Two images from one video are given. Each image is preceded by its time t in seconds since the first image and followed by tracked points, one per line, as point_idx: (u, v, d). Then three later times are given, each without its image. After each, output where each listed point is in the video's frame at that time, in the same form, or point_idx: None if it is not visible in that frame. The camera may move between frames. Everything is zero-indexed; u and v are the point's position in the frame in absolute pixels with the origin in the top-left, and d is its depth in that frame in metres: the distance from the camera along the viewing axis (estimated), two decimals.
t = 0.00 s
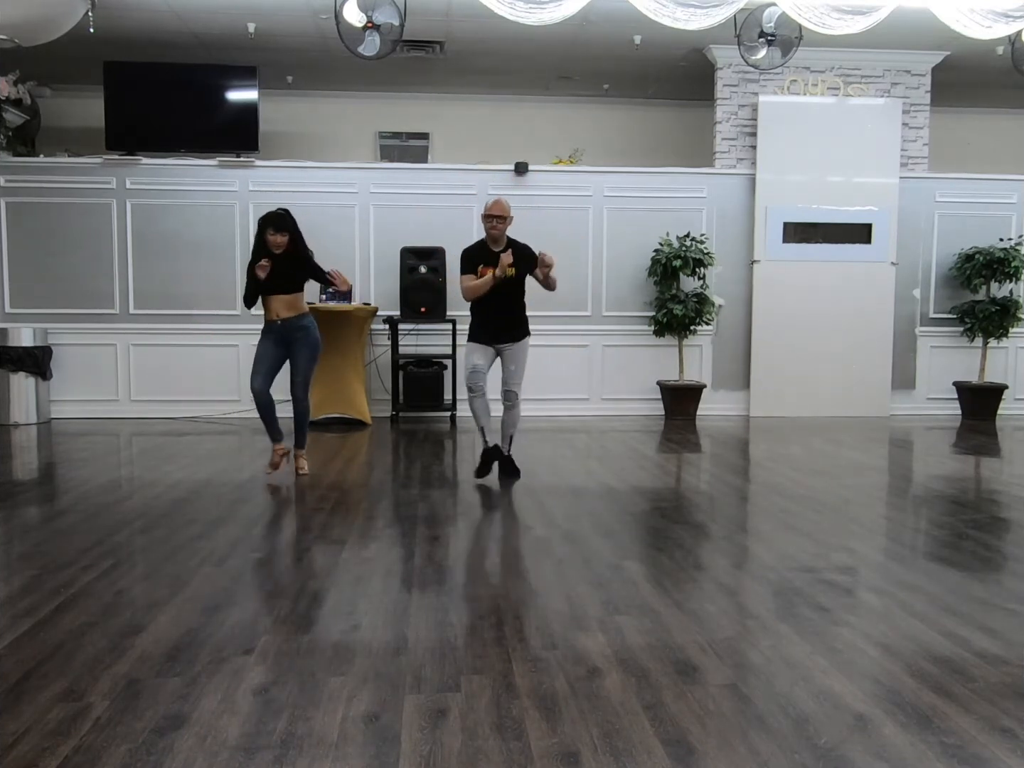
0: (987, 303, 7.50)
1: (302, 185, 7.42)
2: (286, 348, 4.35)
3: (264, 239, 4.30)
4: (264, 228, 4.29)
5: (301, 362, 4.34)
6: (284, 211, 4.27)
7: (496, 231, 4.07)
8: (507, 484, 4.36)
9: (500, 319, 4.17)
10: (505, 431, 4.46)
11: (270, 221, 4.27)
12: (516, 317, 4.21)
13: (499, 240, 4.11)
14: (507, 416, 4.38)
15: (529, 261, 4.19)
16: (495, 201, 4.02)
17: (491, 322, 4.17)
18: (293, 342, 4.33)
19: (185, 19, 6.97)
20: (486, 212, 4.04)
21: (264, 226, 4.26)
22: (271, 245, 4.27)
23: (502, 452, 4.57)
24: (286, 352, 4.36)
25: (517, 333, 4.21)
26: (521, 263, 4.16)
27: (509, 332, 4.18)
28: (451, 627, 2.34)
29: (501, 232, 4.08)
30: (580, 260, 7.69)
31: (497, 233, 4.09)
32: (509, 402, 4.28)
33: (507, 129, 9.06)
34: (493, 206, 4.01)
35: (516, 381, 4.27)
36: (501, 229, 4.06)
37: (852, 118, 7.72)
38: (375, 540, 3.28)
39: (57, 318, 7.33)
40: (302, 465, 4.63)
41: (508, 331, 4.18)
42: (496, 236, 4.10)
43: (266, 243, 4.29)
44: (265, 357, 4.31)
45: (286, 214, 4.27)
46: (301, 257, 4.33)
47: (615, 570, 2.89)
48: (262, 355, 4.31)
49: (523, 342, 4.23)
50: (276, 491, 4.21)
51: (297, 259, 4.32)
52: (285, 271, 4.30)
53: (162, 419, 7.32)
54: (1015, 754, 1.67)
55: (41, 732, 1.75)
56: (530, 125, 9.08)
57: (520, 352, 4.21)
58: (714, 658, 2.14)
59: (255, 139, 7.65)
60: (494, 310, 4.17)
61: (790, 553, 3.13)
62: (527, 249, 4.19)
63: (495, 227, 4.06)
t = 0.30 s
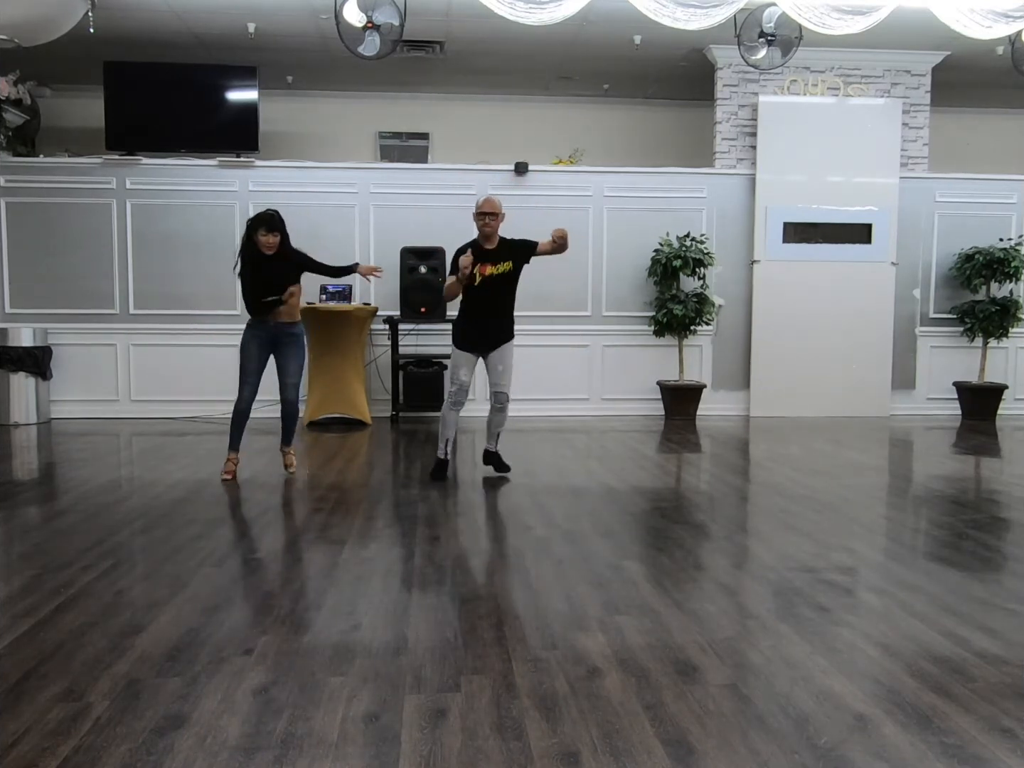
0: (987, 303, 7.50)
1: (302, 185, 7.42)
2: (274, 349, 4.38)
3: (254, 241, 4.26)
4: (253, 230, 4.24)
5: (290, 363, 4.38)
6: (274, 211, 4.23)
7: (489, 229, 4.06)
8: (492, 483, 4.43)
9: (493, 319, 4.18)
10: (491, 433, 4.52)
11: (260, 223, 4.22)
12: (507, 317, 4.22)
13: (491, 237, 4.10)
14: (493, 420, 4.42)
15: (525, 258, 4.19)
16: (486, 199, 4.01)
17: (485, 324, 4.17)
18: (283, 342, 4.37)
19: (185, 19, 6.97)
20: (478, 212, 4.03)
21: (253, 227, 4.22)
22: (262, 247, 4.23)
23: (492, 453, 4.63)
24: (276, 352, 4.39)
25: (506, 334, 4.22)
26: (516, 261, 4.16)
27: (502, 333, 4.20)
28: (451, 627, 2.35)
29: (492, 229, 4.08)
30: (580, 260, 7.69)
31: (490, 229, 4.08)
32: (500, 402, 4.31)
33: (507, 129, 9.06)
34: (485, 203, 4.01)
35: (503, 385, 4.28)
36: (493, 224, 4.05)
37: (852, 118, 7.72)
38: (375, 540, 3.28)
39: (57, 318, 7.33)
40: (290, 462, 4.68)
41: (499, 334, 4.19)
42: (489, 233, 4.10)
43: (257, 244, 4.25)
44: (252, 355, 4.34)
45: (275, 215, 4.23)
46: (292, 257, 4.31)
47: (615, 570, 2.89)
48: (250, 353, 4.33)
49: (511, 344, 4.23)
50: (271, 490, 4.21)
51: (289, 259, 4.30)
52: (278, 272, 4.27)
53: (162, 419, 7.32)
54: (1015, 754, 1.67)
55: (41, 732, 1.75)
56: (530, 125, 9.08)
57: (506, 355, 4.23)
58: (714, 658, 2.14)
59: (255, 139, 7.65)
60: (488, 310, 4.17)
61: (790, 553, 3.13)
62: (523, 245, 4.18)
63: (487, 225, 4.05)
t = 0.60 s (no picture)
0: (987, 303, 7.50)
1: (302, 185, 7.42)
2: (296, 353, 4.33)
3: (275, 238, 4.28)
4: (275, 227, 4.25)
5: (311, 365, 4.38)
6: (297, 210, 4.24)
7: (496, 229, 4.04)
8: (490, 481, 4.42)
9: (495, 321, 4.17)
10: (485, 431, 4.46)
11: (282, 220, 4.23)
12: (511, 319, 4.21)
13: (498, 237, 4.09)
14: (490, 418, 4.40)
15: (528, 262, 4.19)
16: (495, 199, 3.99)
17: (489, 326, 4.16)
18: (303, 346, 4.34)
19: (185, 19, 6.97)
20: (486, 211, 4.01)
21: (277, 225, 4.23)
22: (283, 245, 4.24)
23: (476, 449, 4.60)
24: (295, 356, 4.34)
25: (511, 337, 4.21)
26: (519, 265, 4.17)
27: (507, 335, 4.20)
28: (451, 627, 2.35)
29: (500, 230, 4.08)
30: (580, 260, 7.69)
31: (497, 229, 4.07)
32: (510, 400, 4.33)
33: (506, 129, 9.06)
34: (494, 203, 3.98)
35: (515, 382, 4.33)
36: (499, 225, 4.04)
37: (852, 118, 7.72)
38: (375, 540, 3.28)
39: (57, 318, 7.33)
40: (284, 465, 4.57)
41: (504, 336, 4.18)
42: (496, 231, 4.08)
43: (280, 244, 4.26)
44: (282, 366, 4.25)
45: (298, 215, 4.25)
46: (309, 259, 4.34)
47: (615, 570, 2.89)
48: (279, 363, 4.24)
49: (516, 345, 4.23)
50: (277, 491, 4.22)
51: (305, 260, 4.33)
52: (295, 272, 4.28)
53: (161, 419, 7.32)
54: (1015, 754, 1.67)
55: (41, 732, 1.75)
56: (530, 125, 9.08)
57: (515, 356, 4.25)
58: (714, 657, 2.14)
59: (255, 139, 7.65)
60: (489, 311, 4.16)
61: (791, 553, 3.13)
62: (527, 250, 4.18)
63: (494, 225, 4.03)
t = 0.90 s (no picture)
0: (987, 303, 7.50)
1: (302, 184, 7.42)
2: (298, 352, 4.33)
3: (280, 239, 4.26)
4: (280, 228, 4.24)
5: (316, 365, 4.35)
6: (302, 211, 4.21)
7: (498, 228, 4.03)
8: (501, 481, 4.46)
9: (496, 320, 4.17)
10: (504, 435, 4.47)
11: (287, 221, 4.21)
12: (512, 319, 4.20)
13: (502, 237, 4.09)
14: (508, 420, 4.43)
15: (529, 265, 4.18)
16: (498, 199, 3.99)
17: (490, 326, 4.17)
18: (306, 346, 4.32)
19: (185, 19, 6.97)
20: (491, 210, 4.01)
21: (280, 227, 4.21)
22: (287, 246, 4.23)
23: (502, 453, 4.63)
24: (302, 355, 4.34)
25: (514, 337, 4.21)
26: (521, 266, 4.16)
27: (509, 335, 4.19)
28: (451, 627, 2.35)
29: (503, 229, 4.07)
30: (580, 260, 7.68)
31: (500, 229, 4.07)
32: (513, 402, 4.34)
33: (506, 129, 9.06)
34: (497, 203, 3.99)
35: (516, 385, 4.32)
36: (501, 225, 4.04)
37: (852, 118, 7.72)
38: (375, 540, 3.28)
39: (56, 318, 7.33)
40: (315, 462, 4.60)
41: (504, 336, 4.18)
42: (500, 231, 4.08)
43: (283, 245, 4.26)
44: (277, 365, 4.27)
45: (304, 215, 4.22)
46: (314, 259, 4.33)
47: (615, 570, 2.89)
48: (275, 361, 4.27)
49: (517, 345, 4.22)
50: (275, 490, 4.22)
51: (311, 261, 4.32)
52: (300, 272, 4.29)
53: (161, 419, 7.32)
54: (1015, 754, 1.67)
55: (41, 732, 1.75)
56: (530, 125, 9.08)
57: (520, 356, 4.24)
58: (714, 658, 2.14)
59: (255, 139, 7.65)
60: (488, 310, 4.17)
61: (791, 553, 3.13)
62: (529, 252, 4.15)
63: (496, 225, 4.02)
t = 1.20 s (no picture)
0: (987, 303, 7.50)
1: (302, 184, 7.41)
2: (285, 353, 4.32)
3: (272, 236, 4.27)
4: (272, 227, 4.27)
5: (302, 369, 4.33)
6: (294, 209, 4.26)
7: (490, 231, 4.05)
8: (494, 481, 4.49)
9: (487, 318, 4.17)
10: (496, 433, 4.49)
11: (281, 218, 4.24)
12: (501, 317, 4.20)
13: (492, 238, 4.11)
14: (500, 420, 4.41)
15: (521, 264, 4.19)
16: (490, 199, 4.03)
17: (482, 325, 4.17)
18: (295, 348, 4.32)
19: (185, 19, 6.97)
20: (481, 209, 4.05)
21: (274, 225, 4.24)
22: (281, 244, 4.26)
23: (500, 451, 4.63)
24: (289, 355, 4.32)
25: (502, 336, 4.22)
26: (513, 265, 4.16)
27: (499, 334, 4.19)
28: (450, 627, 2.35)
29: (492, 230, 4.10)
30: (580, 260, 7.68)
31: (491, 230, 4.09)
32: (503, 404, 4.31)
33: (506, 129, 9.06)
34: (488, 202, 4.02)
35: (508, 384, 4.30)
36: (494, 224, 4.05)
37: (852, 118, 7.72)
38: (375, 540, 3.28)
39: (57, 318, 7.33)
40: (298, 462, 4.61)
41: (493, 335, 4.18)
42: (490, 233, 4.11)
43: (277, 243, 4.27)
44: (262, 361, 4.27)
45: (296, 212, 4.27)
46: (309, 257, 4.35)
47: (615, 570, 2.89)
48: (259, 356, 4.27)
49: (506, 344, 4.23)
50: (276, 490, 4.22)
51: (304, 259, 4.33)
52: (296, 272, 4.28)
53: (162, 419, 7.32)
54: (1015, 754, 1.67)
55: (41, 732, 1.75)
56: (530, 125, 9.08)
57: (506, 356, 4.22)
58: (714, 658, 2.14)
59: (255, 139, 7.65)
60: (481, 309, 4.16)
61: (790, 553, 3.13)
62: (522, 252, 4.16)
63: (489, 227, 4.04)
